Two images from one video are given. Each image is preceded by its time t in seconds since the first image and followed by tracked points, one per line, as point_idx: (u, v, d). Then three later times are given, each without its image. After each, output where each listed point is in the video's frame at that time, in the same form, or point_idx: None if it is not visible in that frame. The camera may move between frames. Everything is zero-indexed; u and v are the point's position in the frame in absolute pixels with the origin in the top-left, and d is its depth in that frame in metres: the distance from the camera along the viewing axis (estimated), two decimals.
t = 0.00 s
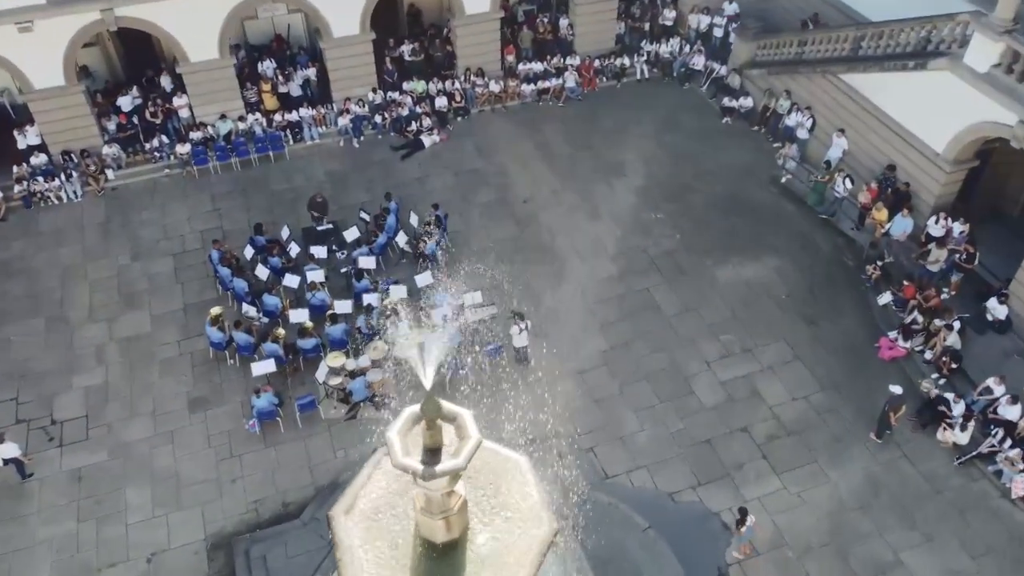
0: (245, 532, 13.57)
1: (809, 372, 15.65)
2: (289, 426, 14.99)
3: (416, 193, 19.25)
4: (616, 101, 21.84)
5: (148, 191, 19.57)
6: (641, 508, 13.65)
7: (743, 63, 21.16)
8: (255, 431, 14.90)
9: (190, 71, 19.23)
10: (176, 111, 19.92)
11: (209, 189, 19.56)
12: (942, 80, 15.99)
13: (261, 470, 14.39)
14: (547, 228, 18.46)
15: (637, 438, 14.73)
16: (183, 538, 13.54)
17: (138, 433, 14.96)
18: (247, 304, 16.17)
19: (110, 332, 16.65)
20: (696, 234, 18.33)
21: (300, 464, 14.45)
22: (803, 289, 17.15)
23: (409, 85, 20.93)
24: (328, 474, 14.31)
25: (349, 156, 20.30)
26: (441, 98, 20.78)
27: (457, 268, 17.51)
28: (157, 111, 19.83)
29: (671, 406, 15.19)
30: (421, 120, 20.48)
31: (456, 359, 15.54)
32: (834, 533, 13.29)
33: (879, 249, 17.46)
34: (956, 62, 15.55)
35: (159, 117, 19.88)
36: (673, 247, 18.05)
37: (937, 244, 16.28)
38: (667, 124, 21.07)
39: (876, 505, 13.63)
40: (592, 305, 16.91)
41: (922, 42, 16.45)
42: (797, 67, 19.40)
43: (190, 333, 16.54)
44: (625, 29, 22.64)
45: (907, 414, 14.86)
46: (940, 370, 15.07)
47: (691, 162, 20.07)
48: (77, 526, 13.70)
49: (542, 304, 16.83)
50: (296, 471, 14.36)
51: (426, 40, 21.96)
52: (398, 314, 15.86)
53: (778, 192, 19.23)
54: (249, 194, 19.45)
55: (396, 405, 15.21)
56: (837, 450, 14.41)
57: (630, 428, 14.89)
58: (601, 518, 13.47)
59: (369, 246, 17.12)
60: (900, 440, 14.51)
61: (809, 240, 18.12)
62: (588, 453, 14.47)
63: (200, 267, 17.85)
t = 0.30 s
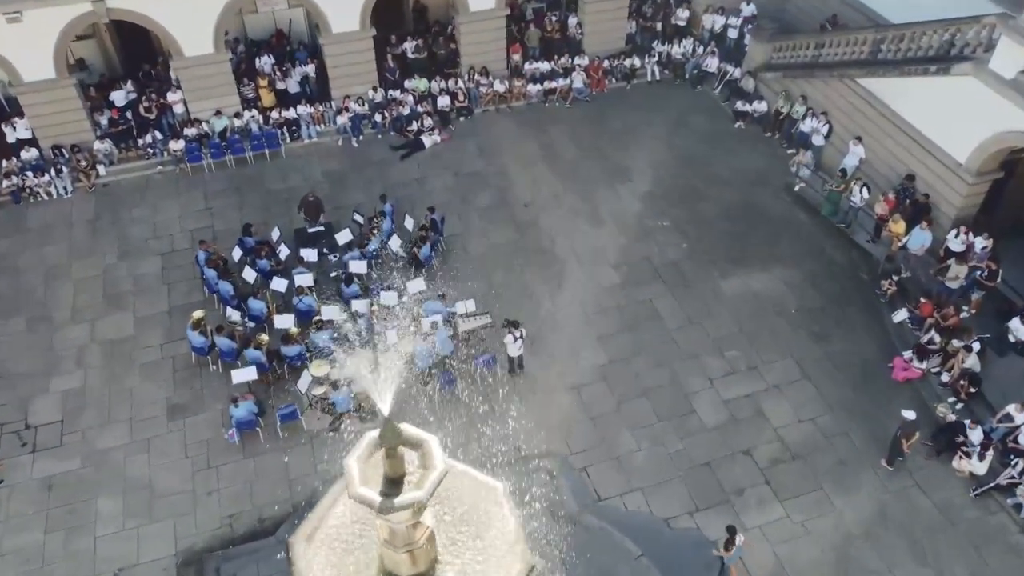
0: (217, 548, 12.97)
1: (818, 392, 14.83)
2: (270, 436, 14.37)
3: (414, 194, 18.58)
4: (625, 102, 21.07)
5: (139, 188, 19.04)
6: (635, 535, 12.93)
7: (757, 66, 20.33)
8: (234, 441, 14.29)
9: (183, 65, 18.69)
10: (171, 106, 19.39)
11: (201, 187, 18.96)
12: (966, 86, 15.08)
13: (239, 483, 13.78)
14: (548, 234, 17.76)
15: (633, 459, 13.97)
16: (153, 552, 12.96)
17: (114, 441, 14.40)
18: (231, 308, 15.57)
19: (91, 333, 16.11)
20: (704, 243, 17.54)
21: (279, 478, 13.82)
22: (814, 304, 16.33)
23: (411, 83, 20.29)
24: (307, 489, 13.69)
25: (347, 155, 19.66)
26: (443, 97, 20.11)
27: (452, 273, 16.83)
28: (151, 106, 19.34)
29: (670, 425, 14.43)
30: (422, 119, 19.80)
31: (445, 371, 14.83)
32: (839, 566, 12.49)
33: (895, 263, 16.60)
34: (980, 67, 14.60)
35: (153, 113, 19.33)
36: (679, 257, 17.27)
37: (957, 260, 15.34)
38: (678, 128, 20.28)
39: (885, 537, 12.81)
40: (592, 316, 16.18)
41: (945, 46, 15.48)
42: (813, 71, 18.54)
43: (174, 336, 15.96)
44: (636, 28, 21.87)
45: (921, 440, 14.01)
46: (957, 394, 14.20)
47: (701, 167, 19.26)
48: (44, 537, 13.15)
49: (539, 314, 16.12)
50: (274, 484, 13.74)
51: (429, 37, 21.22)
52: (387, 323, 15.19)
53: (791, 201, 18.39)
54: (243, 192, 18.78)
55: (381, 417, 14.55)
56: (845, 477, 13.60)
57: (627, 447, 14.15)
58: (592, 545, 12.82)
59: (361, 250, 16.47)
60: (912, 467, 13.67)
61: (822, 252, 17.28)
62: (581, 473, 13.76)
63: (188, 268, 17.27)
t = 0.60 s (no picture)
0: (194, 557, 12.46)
1: (834, 417, 14.01)
2: (257, 441, 13.82)
3: (422, 194, 18.01)
4: (645, 105, 20.31)
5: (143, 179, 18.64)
6: (633, 563, 12.22)
7: (785, 70, 19.46)
8: (221, 446, 13.77)
9: (191, 56, 18.26)
10: (179, 97, 18.99)
11: (206, 180, 18.49)
12: (1006, 96, 14.11)
13: (222, 489, 13.25)
14: (558, 240, 17.10)
15: (633, 481, 13.27)
16: (128, 558, 12.48)
17: (98, 440, 13.96)
18: (226, 307, 15.08)
19: (84, 328, 15.71)
20: (720, 254, 16.75)
21: (264, 486, 13.29)
22: (835, 323, 15.47)
23: (424, 79, 19.70)
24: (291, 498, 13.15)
25: (356, 152, 19.12)
26: (457, 95, 19.50)
27: (456, 278, 16.23)
28: (159, 96, 18.91)
29: (675, 447, 13.70)
30: (434, 116, 19.22)
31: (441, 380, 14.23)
32: None
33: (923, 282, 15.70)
34: (1019, 76, 13.43)
35: (161, 103, 18.90)
36: (694, 269, 16.51)
37: (990, 283, 14.45)
38: (699, 133, 19.48)
39: None
40: (599, 328, 15.51)
41: (983, 53, 14.35)
42: (843, 76, 17.65)
43: (167, 333, 15.52)
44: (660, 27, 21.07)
45: (942, 473, 13.16)
46: (984, 425, 13.33)
47: (722, 175, 18.45)
48: (19, 538, 12.72)
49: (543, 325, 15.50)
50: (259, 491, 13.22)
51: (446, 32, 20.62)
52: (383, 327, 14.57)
53: (815, 213, 17.53)
54: (247, 187, 18.30)
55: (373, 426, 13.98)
56: (859, 510, 12.78)
57: (627, 468, 13.45)
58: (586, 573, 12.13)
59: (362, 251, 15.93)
60: (932, 502, 12.81)
61: (846, 267, 16.40)
62: (578, 494, 13.09)
63: (187, 263, 16.83)
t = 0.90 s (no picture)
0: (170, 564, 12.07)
1: (849, 446, 13.20)
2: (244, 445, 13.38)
3: (432, 194, 17.48)
4: (670, 109, 19.56)
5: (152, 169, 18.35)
6: None
7: (818, 77, 18.57)
8: (207, 447, 13.36)
9: (202, 45, 17.89)
10: (191, 87, 18.62)
11: (214, 173, 18.13)
12: None
13: (203, 493, 12.86)
14: (569, 248, 16.47)
15: (630, 504, 12.60)
16: (104, 560, 12.15)
17: (83, 436, 13.66)
18: (222, 304, 14.68)
19: (80, 319, 15.42)
20: (738, 268, 16.00)
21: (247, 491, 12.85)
22: (857, 346, 14.64)
23: (442, 76, 19.16)
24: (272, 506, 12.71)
25: (368, 149, 18.64)
26: (475, 93, 18.93)
27: (460, 283, 15.69)
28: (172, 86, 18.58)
29: (678, 470, 13.01)
30: (450, 115, 18.69)
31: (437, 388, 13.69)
32: None
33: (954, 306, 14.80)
34: None
35: (173, 93, 18.57)
36: (709, 282, 15.77)
37: None
38: (724, 140, 18.69)
39: None
40: (605, 341, 14.86)
41: None
42: (879, 85, 16.71)
43: (163, 328, 15.17)
44: (689, 29, 20.28)
45: (964, 512, 12.30)
46: (1012, 464, 12.46)
47: (745, 185, 17.66)
48: None
49: (547, 336, 14.88)
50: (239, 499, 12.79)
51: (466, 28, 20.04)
52: (380, 331, 14.05)
53: (842, 228, 16.68)
54: (255, 182, 17.89)
55: (363, 434, 13.52)
56: (871, 548, 11.99)
57: (626, 490, 12.77)
58: None
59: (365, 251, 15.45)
60: (951, 543, 11.98)
61: (870, 286, 15.58)
62: (572, 516, 12.48)
63: (189, 256, 16.49)
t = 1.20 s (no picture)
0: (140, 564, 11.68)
1: (860, 476, 12.44)
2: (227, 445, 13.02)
3: (440, 193, 16.99)
4: (692, 113, 18.85)
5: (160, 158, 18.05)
6: None
7: (849, 84, 17.75)
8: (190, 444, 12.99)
9: (214, 34, 17.60)
10: (203, 77, 18.32)
11: (221, 164, 17.80)
12: None
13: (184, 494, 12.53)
14: (578, 255, 15.88)
15: (623, 527, 11.97)
16: (76, 558, 11.82)
17: (68, 429, 13.40)
18: (216, 300, 14.37)
19: (75, 309, 15.15)
20: (754, 282, 15.27)
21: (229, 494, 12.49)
22: (876, 369, 13.84)
23: (457, 73, 18.65)
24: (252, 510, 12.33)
25: (379, 145, 18.19)
26: (490, 91, 18.39)
27: (462, 287, 15.18)
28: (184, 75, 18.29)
29: (676, 493, 12.34)
30: (464, 112, 18.17)
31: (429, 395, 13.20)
32: None
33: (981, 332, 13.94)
34: None
35: (185, 82, 18.28)
36: (722, 296, 15.06)
37: None
38: (747, 147, 17.94)
39: None
40: (609, 353, 14.23)
41: None
42: (912, 94, 15.88)
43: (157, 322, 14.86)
44: (717, 31, 19.55)
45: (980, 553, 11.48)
46: None
47: (767, 195, 16.91)
48: None
49: (548, 346, 14.32)
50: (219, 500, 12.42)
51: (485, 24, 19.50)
52: (373, 333, 13.53)
53: (866, 244, 15.87)
54: (262, 174, 17.52)
55: (351, 439, 13.14)
56: None
57: (619, 512, 12.14)
58: None
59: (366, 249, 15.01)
60: None
61: (892, 306, 14.77)
62: (560, 537, 11.89)
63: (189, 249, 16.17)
